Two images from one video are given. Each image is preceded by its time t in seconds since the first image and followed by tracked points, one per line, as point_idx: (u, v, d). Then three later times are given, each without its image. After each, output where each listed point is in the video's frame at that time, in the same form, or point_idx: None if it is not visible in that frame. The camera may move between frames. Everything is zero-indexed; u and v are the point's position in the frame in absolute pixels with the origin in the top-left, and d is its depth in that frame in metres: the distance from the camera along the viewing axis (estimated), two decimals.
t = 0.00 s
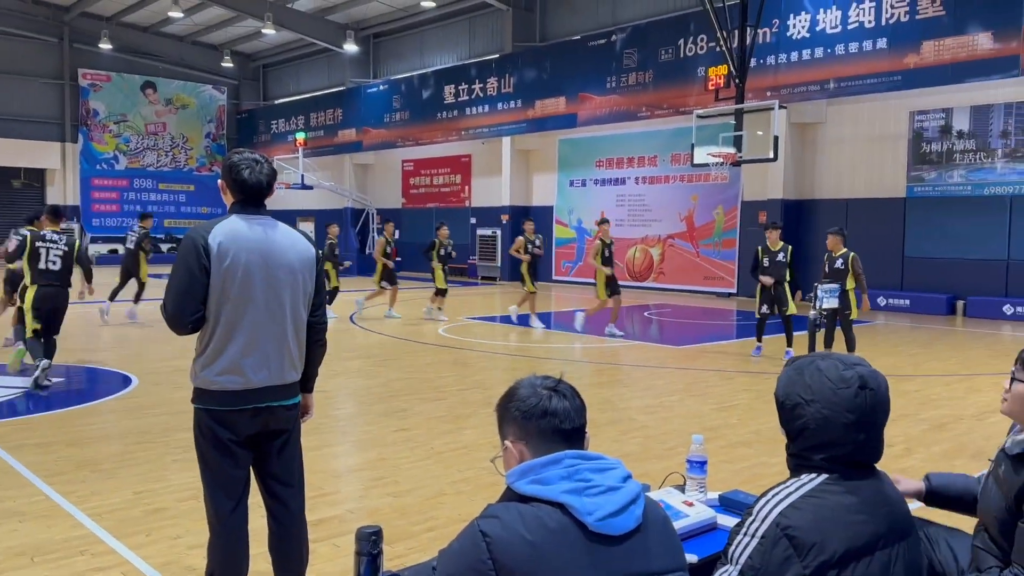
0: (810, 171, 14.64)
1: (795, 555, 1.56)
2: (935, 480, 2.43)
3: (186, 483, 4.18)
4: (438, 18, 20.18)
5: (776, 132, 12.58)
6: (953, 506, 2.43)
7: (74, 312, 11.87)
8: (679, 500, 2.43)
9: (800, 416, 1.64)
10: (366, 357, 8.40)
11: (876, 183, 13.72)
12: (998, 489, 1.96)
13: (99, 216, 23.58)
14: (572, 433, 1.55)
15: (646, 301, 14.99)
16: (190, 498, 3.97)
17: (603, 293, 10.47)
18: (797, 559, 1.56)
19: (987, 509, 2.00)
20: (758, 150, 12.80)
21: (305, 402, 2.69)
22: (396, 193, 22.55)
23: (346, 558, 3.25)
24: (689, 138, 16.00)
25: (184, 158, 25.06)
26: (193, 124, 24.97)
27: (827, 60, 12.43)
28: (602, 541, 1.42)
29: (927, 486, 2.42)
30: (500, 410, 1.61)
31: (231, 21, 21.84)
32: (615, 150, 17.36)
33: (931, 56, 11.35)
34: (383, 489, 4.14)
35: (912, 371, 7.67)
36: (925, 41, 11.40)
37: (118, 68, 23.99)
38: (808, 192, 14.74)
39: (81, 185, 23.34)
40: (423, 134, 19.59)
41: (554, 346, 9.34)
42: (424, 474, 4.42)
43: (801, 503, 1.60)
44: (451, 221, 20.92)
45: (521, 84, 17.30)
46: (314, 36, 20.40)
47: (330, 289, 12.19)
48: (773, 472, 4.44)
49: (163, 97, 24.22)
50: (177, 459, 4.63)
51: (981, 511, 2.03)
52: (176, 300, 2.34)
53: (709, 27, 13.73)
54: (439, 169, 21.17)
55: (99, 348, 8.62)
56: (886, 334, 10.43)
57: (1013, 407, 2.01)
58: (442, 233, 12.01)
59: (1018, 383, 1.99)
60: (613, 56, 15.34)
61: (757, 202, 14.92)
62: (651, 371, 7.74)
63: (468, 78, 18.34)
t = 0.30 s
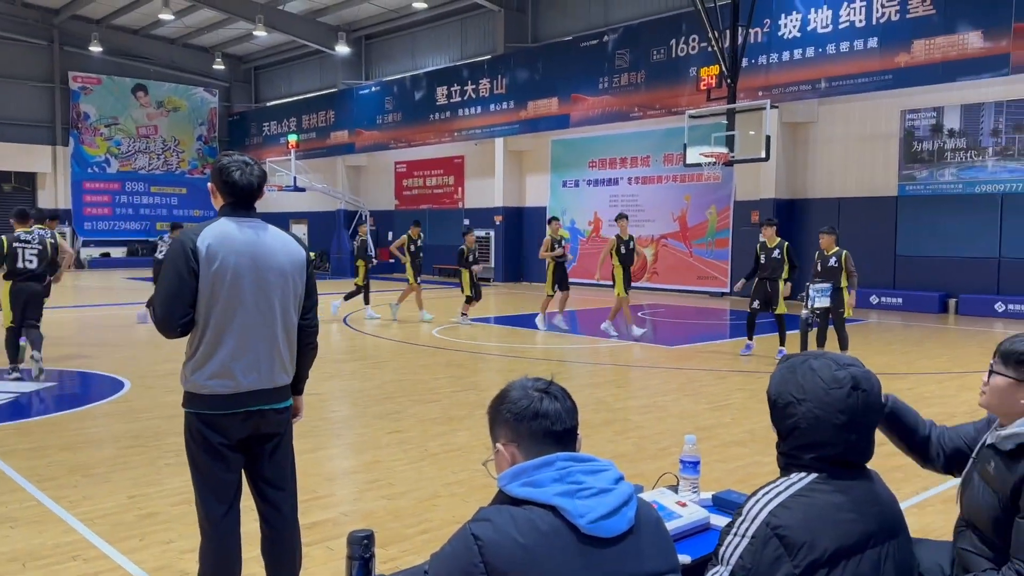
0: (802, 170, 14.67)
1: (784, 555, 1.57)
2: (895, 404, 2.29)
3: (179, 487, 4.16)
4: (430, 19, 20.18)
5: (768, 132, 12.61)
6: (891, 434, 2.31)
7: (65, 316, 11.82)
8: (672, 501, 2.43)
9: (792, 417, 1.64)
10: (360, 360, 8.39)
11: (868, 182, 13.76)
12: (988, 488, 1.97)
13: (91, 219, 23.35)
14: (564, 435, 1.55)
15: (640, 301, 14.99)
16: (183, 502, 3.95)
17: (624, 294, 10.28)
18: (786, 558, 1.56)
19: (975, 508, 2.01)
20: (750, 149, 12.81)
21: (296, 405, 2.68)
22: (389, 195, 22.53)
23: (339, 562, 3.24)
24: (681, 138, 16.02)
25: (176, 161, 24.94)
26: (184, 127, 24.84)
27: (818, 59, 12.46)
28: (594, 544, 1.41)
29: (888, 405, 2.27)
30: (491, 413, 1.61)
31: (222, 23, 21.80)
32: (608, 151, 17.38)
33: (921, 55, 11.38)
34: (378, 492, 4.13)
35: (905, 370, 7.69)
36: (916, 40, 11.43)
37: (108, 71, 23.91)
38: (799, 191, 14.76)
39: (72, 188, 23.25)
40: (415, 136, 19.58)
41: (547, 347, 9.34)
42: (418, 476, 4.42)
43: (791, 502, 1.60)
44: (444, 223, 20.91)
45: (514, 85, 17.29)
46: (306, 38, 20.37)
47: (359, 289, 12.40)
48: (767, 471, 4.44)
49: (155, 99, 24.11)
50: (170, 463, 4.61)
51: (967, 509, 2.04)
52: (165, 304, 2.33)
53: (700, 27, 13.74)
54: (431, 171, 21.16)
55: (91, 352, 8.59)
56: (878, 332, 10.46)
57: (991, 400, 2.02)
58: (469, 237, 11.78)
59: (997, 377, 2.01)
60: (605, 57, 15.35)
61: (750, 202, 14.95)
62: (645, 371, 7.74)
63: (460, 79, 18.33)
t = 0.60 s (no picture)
0: (800, 164, 14.67)
1: (782, 551, 1.56)
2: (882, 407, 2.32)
3: (179, 487, 4.16)
4: (427, 16, 20.15)
5: (765, 127, 12.62)
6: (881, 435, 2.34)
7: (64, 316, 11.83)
8: (670, 497, 2.43)
9: (785, 410, 1.64)
10: (359, 357, 8.39)
11: (866, 177, 13.76)
12: (977, 478, 1.96)
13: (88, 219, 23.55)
14: (560, 431, 1.55)
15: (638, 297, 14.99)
16: (182, 501, 3.95)
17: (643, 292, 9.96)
18: (784, 555, 1.56)
19: (964, 499, 2.01)
20: (747, 145, 12.81)
21: (294, 405, 2.68)
22: (387, 192, 22.53)
23: (339, 560, 3.23)
24: (679, 134, 16.01)
25: (173, 160, 25.03)
26: (182, 125, 24.96)
27: (815, 54, 12.45)
28: (591, 541, 1.41)
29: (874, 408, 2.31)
30: (488, 410, 1.61)
31: (219, 22, 21.78)
32: (605, 147, 17.38)
33: (918, 49, 11.37)
34: (378, 489, 4.14)
35: (904, 364, 7.69)
36: (913, 34, 11.42)
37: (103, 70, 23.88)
38: (797, 186, 14.77)
39: (70, 188, 23.28)
40: (413, 133, 19.57)
41: (546, 343, 9.35)
42: (417, 473, 4.41)
43: (788, 498, 1.60)
44: (442, 220, 20.90)
45: (511, 82, 17.28)
46: (303, 36, 20.34)
47: (390, 288, 12.32)
48: (767, 466, 4.45)
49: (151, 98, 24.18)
50: (170, 462, 4.61)
51: (955, 500, 2.04)
52: (163, 302, 2.33)
53: (697, 23, 13.73)
54: (429, 168, 21.13)
55: (90, 352, 8.61)
56: (877, 327, 10.47)
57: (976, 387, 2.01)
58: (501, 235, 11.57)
59: (983, 364, 1.99)
60: (602, 53, 15.33)
61: (748, 198, 14.95)
62: (643, 367, 7.74)
63: (458, 76, 18.33)
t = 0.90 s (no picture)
0: (801, 164, 14.66)
1: (789, 553, 1.56)
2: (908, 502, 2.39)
3: (181, 489, 4.17)
4: (427, 18, 20.17)
5: (766, 128, 12.61)
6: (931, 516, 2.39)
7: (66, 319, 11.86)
8: (672, 498, 2.42)
9: (787, 410, 1.64)
10: (360, 359, 8.40)
11: (866, 176, 13.75)
12: (970, 477, 1.97)
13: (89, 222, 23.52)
14: (561, 432, 1.55)
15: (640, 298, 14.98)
16: (184, 503, 3.95)
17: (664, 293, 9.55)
18: (791, 557, 1.55)
19: (958, 499, 2.02)
20: (748, 146, 12.81)
21: (296, 407, 2.68)
22: (388, 194, 22.53)
23: (341, 562, 3.24)
24: (679, 135, 16.02)
25: (174, 163, 25.07)
26: (182, 128, 25.00)
27: (816, 55, 12.46)
28: (592, 542, 1.41)
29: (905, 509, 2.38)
30: (489, 412, 1.61)
31: (219, 25, 21.81)
32: (606, 149, 17.38)
33: (919, 49, 11.37)
34: (379, 491, 4.14)
35: (906, 364, 7.68)
36: (913, 34, 11.42)
37: (104, 73, 23.90)
38: (798, 186, 14.76)
39: (72, 191, 23.31)
40: (413, 135, 19.59)
41: (548, 345, 9.34)
42: (418, 475, 4.41)
43: (794, 501, 1.59)
44: (443, 221, 20.91)
45: (511, 83, 17.29)
46: (304, 38, 20.35)
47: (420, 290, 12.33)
48: (769, 467, 4.44)
49: (152, 101, 24.25)
50: (172, 465, 4.61)
51: (953, 501, 2.04)
52: (166, 305, 2.33)
53: (697, 23, 13.74)
54: (430, 170, 21.14)
55: (91, 355, 8.63)
56: (879, 327, 10.46)
57: (967, 388, 2.03)
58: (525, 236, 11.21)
59: (973, 363, 2.01)
60: (602, 55, 15.34)
61: (748, 198, 14.96)
62: (644, 368, 7.74)
63: (458, 78, 18.35)
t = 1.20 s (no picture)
0: (801, 163, 14.66)
1: (796, 557, 1.56)
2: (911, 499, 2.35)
3: (181, 489, 4.16)
4: (426, 18, 20.17)
5: (765, 126, 12.60)
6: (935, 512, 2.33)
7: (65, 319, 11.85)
8: (673, 497, 2.42)
9: (794, 414, 1.63)
10: (360, 359, 8.39)
11: (866, 175, 13.76)
12: (966, 478, 1.97)
13: (89, 222, 23.46)
14: (561, 431, 1.55)
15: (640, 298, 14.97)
16: (184, 503, 3.95)
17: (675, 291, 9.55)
18: (799, 561, 1.55)
19: (955, 498, 2.02)
20: (748, 145, 12.79)
21: (295, 406, 2.68)
22: (388, 193, 22.51)
23: (341, 562, 3.23)
24: (679, 134, 16.01)
25: (174, 163, 25.05)
26: (181, 127, 24.99)
27: (815, 53, 12.45)
28: (594, 542, 1.41)
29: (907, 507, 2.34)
30: (489, 412, 1.61)
31: (218, 24, 21.80)
32: (606, 148, 17.37)
33: (918, 48, 11.37)
34: (380, 491, 4.14)
35: (906, 363, 7.68)
36: (913, 32, 11.41)
37: (103, 73, 23.88)
38: (798, 185, 14.76)
39: (71, 191, 23.29)
40: (413, 134, 19.58)
41: (547, 344, 9.33)
42: (419, 475, 4.41)
43: (802, 504, 1.59)
44: (443, 221, 20.90)
45: (511, 83, 17.28)
46: (302, 38, 20.34)
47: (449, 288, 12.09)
48: (769, 466, 4.44)
49: (151, 101, 24.23)
50: (171, 465, 4.61)
51: (950, 501, 2.04)
52: (164, 305, 2.32)
53: (697, 22, 13.74)
54: (430, 169, 21.13)
55: (90, 355, 8.62)
56: (878, 326, 10.47)
57: (961, 388, 2.03)
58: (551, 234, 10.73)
59: (965, 364, 2.02)
60: (602, 54, 15.34)
61: (747, 197, 14.98)
62: (644, 368, 7.74)
63: (457, 77, 18.35)
